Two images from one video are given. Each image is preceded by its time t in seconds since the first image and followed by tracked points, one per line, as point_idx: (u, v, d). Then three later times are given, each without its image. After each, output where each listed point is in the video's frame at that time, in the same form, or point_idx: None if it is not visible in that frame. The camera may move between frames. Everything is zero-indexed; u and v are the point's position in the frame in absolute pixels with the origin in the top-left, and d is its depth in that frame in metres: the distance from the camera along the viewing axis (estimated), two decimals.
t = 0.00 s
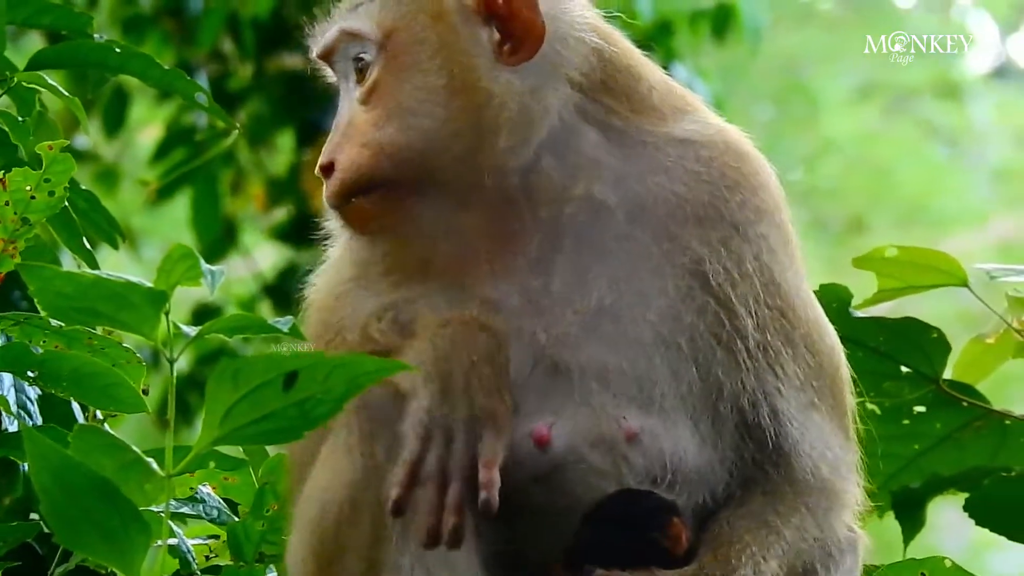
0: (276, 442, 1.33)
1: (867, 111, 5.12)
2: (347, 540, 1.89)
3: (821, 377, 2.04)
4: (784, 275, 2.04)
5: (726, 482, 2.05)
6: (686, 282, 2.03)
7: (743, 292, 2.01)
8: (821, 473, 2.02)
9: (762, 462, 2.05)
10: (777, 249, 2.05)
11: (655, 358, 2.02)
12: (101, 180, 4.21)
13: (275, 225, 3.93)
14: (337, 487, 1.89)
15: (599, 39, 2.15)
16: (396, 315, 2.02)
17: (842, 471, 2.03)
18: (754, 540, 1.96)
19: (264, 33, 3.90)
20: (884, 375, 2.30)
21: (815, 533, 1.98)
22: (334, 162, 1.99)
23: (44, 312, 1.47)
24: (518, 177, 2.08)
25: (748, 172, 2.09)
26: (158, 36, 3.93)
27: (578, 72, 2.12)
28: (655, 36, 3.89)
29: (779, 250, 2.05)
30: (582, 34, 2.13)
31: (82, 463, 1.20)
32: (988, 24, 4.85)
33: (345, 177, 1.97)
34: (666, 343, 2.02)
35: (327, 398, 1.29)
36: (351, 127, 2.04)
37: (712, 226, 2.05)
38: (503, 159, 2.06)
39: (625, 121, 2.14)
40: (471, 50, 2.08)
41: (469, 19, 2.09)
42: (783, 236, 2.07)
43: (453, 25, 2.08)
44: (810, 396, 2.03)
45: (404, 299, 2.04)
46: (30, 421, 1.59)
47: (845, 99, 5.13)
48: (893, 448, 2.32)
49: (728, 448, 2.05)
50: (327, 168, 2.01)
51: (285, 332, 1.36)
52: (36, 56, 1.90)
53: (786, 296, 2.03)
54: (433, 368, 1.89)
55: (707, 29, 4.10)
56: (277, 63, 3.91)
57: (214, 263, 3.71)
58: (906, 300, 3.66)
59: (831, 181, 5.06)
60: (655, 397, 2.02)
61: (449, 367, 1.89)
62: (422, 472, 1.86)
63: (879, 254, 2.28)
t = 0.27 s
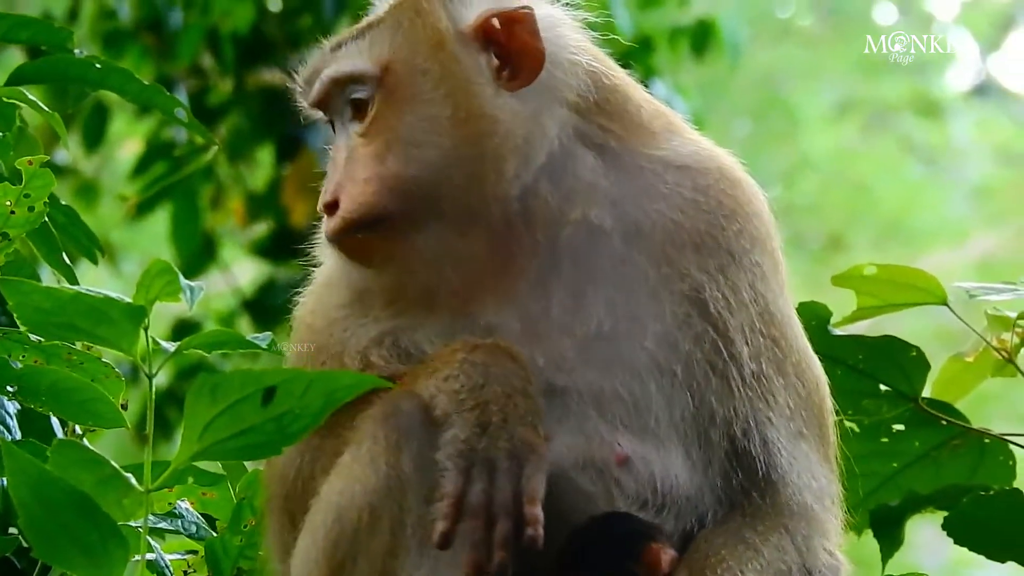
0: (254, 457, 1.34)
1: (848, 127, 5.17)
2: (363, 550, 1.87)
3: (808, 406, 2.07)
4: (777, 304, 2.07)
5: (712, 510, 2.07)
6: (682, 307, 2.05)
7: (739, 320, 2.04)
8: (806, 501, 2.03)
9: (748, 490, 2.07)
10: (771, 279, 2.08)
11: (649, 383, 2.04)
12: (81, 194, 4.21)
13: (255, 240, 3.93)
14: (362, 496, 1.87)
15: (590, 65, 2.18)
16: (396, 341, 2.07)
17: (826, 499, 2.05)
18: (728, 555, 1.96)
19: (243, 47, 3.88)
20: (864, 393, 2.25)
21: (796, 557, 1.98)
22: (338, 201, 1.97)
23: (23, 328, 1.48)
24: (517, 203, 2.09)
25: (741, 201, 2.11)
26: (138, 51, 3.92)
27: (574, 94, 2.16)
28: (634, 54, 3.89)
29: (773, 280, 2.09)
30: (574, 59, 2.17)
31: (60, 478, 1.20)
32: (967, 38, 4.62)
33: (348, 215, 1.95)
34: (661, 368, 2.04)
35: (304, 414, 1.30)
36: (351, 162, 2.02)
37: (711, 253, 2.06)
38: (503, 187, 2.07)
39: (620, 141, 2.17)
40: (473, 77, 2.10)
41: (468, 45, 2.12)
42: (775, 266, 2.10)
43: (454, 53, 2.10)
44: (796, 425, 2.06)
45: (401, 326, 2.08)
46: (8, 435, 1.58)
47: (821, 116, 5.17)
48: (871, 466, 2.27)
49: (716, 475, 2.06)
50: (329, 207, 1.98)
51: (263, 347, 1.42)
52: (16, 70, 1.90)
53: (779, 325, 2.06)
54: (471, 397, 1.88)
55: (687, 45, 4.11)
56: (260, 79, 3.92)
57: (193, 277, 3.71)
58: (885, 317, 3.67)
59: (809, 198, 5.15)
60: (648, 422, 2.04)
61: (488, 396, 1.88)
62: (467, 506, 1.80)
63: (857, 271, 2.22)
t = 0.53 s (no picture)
0: (251, 468, 1.33)
1: (842, 138, 5.24)
2: (371, 557, 1.87)
3: (805, 417, 2.07)
4: (776, 315, 2.08)
5: (708, 522, 2.07)
6: (683, 319, 2.04)
7: (740, 331, 2.04)
8: (804, 512, 2.04)
9: (746, 502, 2.07)
10: (768, 289, 2.09)
11: (651, 396, 2.04)
12: (76, 203, 4.21)
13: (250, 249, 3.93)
14: (370, 503, 1.87)
15: (584, 75, 2.19)
16: (396, 353, 2.06)
17: (824, 510, 2.06)
18: (731, 571, 1.99)
19: (239, 56, 3.88)
20: (860, 402, 2.24)
21: (796, 569, 1.99)
22: (339, 218, 1.97)
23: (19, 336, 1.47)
24: (520, 214, 2.09)
25: (741, 213, 2.11)
26: (133, 61, 3.93)
27: (573, 106, 2.16)
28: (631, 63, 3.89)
29: (772, 290, 2.09)
30: (569, 71, 2.17)
31: (55, 487, 1.20)
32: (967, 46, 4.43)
33: (353, 233, 1.95)
34: (663, 382, 2.04)
35: (301, 423, 1.30)
36: (351, 176, 2.02)
37: (715, 263, 2.06)
38: (508, 198, 2.07)
39: (619, 151, 2.18)
40: (471, 87, 2.09)
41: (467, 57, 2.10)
42: (773, 276, 2.11)
43: (455, 66, 2.09)
44: (794, 436, 2.06)
45: (401, 338, 2.07)
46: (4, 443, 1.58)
47: (815, 127, 5.21)
48: (866, 477, 2.27)
49: (715, 487, 2.06)
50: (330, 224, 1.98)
51: (259, 357, 1.38)
52: (13, 80, 1.90)
53: (779, 336, 2.06)
54: (481, 410, 1.88)
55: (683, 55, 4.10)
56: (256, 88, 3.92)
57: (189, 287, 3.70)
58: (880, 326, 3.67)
59: (804, 209, 5.18)
60: (647, 434, 2.04)
61: (498, 408, 1.88)
62: (482, 520, 1.79)
63: (856, 280, 2.22)
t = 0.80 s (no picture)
0: (251, 472, 1.33)
1: (841, 145, 5.25)
2: (364, 564, 1.87)
3: (796, 422, 2.07)
4: (763, 320, 2.08)
5: (703, 527, 2.08)
6: (670, 328, 2.04)
7: (727, 339, 2.04)
8: (799, 516, 2.07)
9: (739, 507, 2.08)
10: (756, 294, 2.09)
11: (640, 405, 2.03)
12: (75, 209, 4.21)
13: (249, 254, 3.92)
14: (363, 510, 1.86)
15: (564, 83, 2.18)
16: (381, 364, 2.06)
17: (817, 514, 2.08)
18: None
19: (239, 61, 3.91)
20: (859, 408, 2.22)
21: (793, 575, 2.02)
22: (314, 229, 1.95)
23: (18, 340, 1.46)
24: (499, 224, 2.08)
25: (725, 220, 2.11)
26: (132, 66, 3.93)
27: (551, 115, 2.16)
28: (628, 70, 3.85)
29: (758, 296, 2.09)
30: (549, 79, 2.17)
31: (54, 491, 1.20)
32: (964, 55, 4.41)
33: (327, 243, 1.94)
34: (650, 391, 2.04)
35: (300, 428, 1.30)
36: (328, 186, 2.01)
37: (700, 272, 2.06)
38: (485, 209, 2.07)
39: (602, 160, 2.17)
40: (445, 101, 2.09)
41: (440, 70, 2.12)
42: (759, 282, 2.11)
43: (426, 77, 2.10)
44: (785, 440, 2.06)
45: (387, 349, 2.07)
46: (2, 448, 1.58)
47: (816, 131, 5.24)
48: (865, 483, 2.27)
49: (708, 494, 2.07)
50: (305, 234, 1.97)
51: (258, 362, 1.37)
52: (12, 84, 1.90)
53: (766, 342, 2.06)
54: (472, 415, 1.88)
55: (682, 60, 4.09)
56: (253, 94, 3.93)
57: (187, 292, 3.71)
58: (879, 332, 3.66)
59: (803, 215, 5.22)
60: (636, 443, 2.03)
61: (488, 414, 1.88)
62: (478, 527, 1.81)
63: (854, 287, 2.21)
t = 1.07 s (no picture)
0: (244, 478, 1.33)
1: (834, 152, 5.31)
2: (361, 571, 1.87)
3: (786, 429, 2.08)
4: (751, 326, 2.08)
5: (694, 537, 2.08)
6: (658, 335, 2.04)
7: (714, 346, 2.04)
8: (790, 525, 2.07)
9: (730, 516, 2.09)
10: (742, 300, 2.08)
11: (628, 414, 2.02)
12: (69, 215, 4.21)
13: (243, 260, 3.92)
14: (360, 517, 1.86)
15: (540, 91, 2.19)
16: (368, 374, 2.05)
17: (808, 521, 2.09)
18: None
19: (232, 67, 3.92)
20: (853, 415, 2.22)
21: None
22: (288, 238, 2.03)
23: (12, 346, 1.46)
24: (477, 232, 2.08)
25: (712, 225, 2.11)
26: (126, 72, 3.93)
27: (524, 123, 2.16)
28: (623, 77, 3.84)
29: (745, 301, 2.09)
30: (522, 88, 2.17)
31: (47, 496, 1.20)
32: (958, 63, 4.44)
33: (300, 252, 2.00)
34: (637, 400, 2.03)
35: (293, 434, 1.30)
36: (303, 196, 2.09)
37: (683, 280, 2.05)
38: (458, 215, 2.07)
39: (582, 169, 2.16)
40: (412, 111, 2.12)
41: (408, 79, 2.15)
42: (747, 287, 2.10)
43: (391, 85, 2.14)
44: (775, 448, 2.07)
45: (372, 358, 2.06)
46: None
47: (811, 139, 5.32)
48: (859, 490, 2.26)
49: (699, 504, 2.07)
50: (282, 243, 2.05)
51: (251, 367, 1.37)
52: (5, 90, 1.90)
53: (754, 348, 2.06)
54: (467, 421, 1.88)
55: (678, 66, 4.09)
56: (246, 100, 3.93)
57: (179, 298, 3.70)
58: (874, 339, 3.67)
59: (797, 222, 5.21)
60: (625, 453, 2.02)
61: (482, 419, 1.88)
62: (478, 532, 1.80)
63: (848, 293, 2.22)
